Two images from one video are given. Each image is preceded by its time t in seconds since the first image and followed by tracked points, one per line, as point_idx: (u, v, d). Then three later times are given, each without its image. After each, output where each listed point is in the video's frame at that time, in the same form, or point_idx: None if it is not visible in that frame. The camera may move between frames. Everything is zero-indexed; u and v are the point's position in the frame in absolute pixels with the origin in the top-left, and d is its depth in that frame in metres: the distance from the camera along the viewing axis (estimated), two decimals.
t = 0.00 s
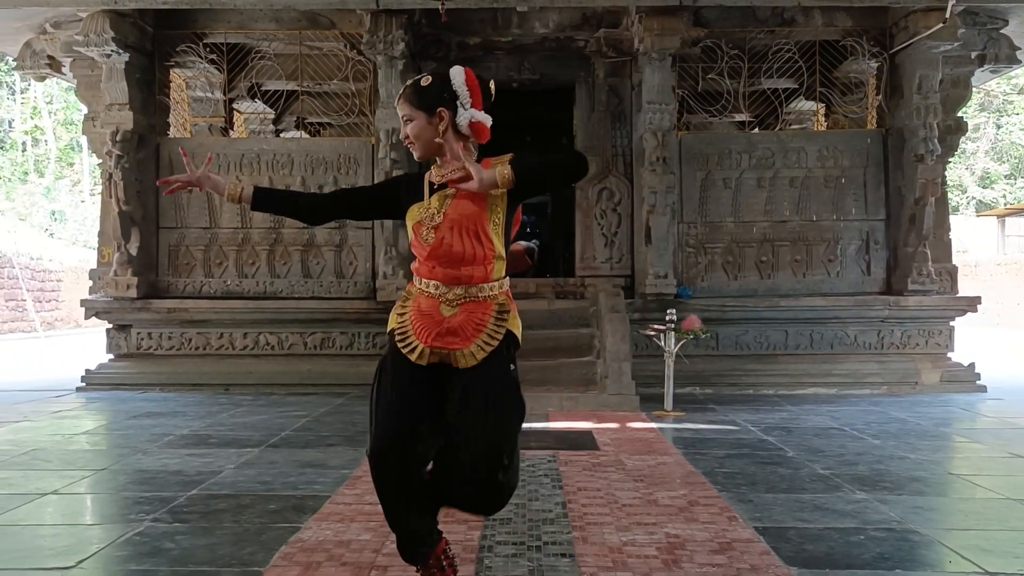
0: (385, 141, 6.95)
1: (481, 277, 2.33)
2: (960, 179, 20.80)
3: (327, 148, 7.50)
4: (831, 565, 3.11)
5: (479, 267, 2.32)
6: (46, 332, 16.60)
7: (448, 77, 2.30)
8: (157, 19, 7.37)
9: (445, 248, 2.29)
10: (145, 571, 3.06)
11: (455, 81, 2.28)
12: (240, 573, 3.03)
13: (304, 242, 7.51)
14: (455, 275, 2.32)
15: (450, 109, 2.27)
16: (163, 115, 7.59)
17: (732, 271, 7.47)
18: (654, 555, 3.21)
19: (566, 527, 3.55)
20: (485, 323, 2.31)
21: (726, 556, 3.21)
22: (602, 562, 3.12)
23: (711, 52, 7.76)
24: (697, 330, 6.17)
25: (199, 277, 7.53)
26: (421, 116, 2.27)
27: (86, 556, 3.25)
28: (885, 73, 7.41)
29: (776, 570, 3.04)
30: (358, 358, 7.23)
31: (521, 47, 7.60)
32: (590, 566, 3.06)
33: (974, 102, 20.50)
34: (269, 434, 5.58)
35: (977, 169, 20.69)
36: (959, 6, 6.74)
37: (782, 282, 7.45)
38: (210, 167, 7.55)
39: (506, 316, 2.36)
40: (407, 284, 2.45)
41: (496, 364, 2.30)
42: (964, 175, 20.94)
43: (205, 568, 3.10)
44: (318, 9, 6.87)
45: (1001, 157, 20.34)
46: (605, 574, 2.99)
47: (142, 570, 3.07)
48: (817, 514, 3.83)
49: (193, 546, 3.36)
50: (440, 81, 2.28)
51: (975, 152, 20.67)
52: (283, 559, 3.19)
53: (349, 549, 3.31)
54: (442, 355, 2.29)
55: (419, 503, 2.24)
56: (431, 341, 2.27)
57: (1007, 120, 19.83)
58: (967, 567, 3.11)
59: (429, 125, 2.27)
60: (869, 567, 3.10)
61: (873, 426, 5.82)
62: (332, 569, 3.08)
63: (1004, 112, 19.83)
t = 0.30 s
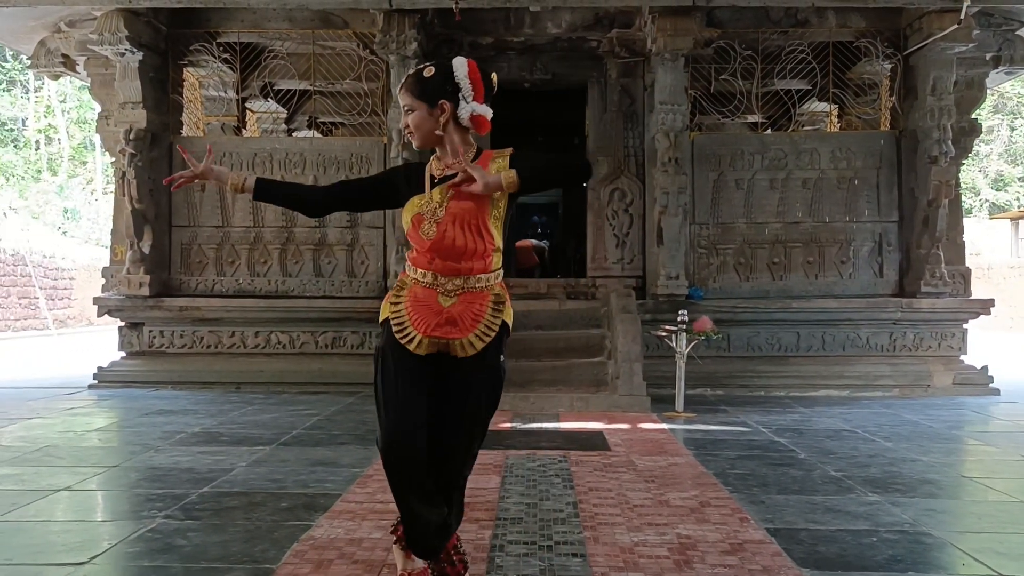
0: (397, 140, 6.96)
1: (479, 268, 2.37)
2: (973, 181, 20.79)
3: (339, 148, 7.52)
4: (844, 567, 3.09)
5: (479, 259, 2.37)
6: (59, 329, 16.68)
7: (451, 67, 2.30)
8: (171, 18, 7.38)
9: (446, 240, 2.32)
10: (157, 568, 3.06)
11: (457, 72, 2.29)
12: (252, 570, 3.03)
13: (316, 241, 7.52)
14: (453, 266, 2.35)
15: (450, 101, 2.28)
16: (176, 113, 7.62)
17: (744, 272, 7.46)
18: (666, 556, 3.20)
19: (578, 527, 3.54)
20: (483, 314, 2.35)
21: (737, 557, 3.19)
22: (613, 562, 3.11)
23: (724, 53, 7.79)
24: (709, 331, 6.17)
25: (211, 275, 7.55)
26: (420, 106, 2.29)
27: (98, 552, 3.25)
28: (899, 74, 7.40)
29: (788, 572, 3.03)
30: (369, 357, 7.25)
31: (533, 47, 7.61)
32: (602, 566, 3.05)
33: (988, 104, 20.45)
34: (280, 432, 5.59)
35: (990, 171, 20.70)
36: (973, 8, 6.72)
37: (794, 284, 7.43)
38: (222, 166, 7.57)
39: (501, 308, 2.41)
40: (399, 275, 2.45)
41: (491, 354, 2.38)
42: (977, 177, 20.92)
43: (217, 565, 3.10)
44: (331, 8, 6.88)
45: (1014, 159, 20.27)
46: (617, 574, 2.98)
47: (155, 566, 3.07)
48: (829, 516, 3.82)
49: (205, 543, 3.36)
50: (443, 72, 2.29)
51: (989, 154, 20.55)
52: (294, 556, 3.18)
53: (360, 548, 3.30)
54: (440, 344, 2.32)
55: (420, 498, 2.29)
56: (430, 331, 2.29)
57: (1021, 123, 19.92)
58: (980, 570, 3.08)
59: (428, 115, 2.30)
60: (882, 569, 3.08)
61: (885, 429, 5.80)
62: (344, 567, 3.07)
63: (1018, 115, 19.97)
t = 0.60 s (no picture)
0: (406, 140, 6.97)
1: (486, 254, 2.40)
2: (983, 183, 20.77)
3: (348, 148, 7.53)
4: (850, 570, 3.09)
5: (486, 244, 2.39)
6: (68, 328, 16.74)
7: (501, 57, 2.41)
8: (181, 18, 7.41)
9: (452, 227, 2.35)
10: (165, 567, 3.06)
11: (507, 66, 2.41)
12: (260, 569, 3.03)
13: (324, 241, 7.52)
14: (462, 253, 2.39)
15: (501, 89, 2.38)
16: (185, 112, 7.63)
17: (752, 274, 7.44)
18: (673, 558, 3.19)
19: (585, 529, 3.52)
20: (495, 299, 2.38)
21: (744, 559, 3.18)
22: (620, 564, 3.11)
23: (733, 54, 7.80)
24: (717, 332, 6.14)
25: (219, 275, 7.56)
26: (480, 81, 2.33)
27: (105, 551, 3.25)
28: (908, 76, 7.38)
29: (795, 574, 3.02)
30: (377, 357, 7.25)
31: (542, 47, 7.61)
32: (609, 568, 3.04)
33: (998, 107, 20.41)
34: (288, 431, 5.59)
35: (1000, 173, 20.70)
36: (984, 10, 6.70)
37: (803, 286, 7.41)
38: (231, 165, 7.57)
39: (514, 291, 2.43)
40: (409, 265, 2.48)
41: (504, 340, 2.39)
42: (987, 180, 20.93)
43: (224, 564, 3.10)
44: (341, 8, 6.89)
45: None
46: None
47: (162, 565, 3.07)
48: (836, 518, 3.81)
49: (212, 542, 3.37)
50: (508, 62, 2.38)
51: (998, 157, 20.71)
52: (301, 555, 3.18)
53: (367, 547, 3.30)
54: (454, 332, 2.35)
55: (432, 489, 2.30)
56: (443, 319, 2.33)
57: None
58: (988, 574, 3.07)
59: (479, 90, 2.34)
60: (890, 572, 3.07)
61: (893, 431, 5.78)
62: (351, 566, 3.07)
63: None
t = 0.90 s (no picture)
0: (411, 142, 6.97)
1: (525, 253, 2.21)
2: (988, 186, 20.75)
3: (353, 149, 7.54)
4: (855, 572, 3.08)
5: (526, 242, 2.21)
6: (73, 328, 16.79)
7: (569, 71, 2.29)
8: (187, 18, 7.40)
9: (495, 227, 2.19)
10: (169, 566, 3.06)
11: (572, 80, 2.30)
12: (264, 569, 3.03)
13: (329, 241, 7.53)
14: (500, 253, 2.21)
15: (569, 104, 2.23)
16: (190, 113, 7.65)
17: (757, 276, 7.44)
18: (677, 560, 3.19)
19: (588, 531, 3.51)
20: (535, 299, 2.20)
21: (749, 562, 3.17)
22: (624, 565, 3.10)
23: (739, 56, 7.76)
24: (722, 335, 6.11)
25: (224, 275, 7.56)
26: (565, 93, 2.16)
27: (110, 550, 3.25)
28: (914, 79, 7.37)
29: None
30: (381, 357, 7.25)
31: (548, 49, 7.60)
32: (614, 570, 3.03)
33: (1004, 110, 20.38)
34: (292, 432, 5.59)
35: (1007, 177, 20.68)
36: (990, 13, 6.70)
37: (808, 288, 7.41)
38: (236, 166, 7.58)
39: (554, 289, 2.23)
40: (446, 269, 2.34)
41: (545, 341, 2.19)
42: (993, 182, 20.90)
43: (228, 564, 3.10)
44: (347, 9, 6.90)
45: None
46: None
47: (165, 565, 3.07)
48: (841, 521, 3.80)
49: (216, 542, 3.36)
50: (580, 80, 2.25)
51: (1005, 159, 20.67)
52: (305, 556, 3.18)
53: (371, 548, 3.29)
54: (493, 338, 2.19)
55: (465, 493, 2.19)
56: (482, 324, 2.18)
57: None
58: None
59: (562, 102, 2.16)
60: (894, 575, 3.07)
61: (899, 434, 5.77)
62: (355, 567, 3.06)
63: None
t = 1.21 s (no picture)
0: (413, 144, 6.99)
1: (552, 267, 2.32)
2: (990, 189, 20.75)
3: (355, 150, 7.54)
4: None
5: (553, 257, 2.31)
6: (75, 329, 16.81)
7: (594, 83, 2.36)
8: (191, 20, 7.48)
9: (524, 245, 2.27)
10: (169, 568, 3.06)
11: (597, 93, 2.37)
12: (264, 571, 3.03)
13: (331, 243, 7.53)
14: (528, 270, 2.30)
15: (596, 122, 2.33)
16: (193, 115, 7.66)
17: (758, 278, 7.44)
18: (677, 562, 3.19)
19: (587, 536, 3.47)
20: (563, 311, 2.29)
21: (750, 565, 3.17)
22: (625, 568, 3.10)
23: (741, 59, 7.70)
24: (723, 337, 6.13)
25: (226, 277, 7.57)
26: (594, 112, 2.25)
27: (111, 551, 3.26)
28: (916, 82, 7.38)
29: None
30: (383, 359, 7.25)
31: (550, 51, 7.60)
32: (615, 573, 3.04)
33: (1006, 113, 20.37)
34: (293, 433, 5.59)
35: (1009, 179, 20.66)
36: (992, 15, 6.71)
37: (809, 290, 7.40)
38: (239, 167, 7.59)
39: (581, 299, 2.33)
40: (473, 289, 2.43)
41: (573, 351, 2.26)
42: (995, 185, 20.90)
43: (229, 565, 3.10)
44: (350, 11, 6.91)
45: None
46: None
47: (166, 566, 3.07)
48: (841, 524, 3.80)
49: (217, 544, 3.37)
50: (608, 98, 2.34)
51: (1007, 162, 20.63)
52: (306, 558, 3.18)
53: (372, 550, 3.30)
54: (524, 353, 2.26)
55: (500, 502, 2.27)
56: (514, 339, 2.26)
57: None
58: None
59: (591, 122, 2.24)
60: None
61: (899, 437, 5.77)
62: (355, 569, 3.06)
63: None
